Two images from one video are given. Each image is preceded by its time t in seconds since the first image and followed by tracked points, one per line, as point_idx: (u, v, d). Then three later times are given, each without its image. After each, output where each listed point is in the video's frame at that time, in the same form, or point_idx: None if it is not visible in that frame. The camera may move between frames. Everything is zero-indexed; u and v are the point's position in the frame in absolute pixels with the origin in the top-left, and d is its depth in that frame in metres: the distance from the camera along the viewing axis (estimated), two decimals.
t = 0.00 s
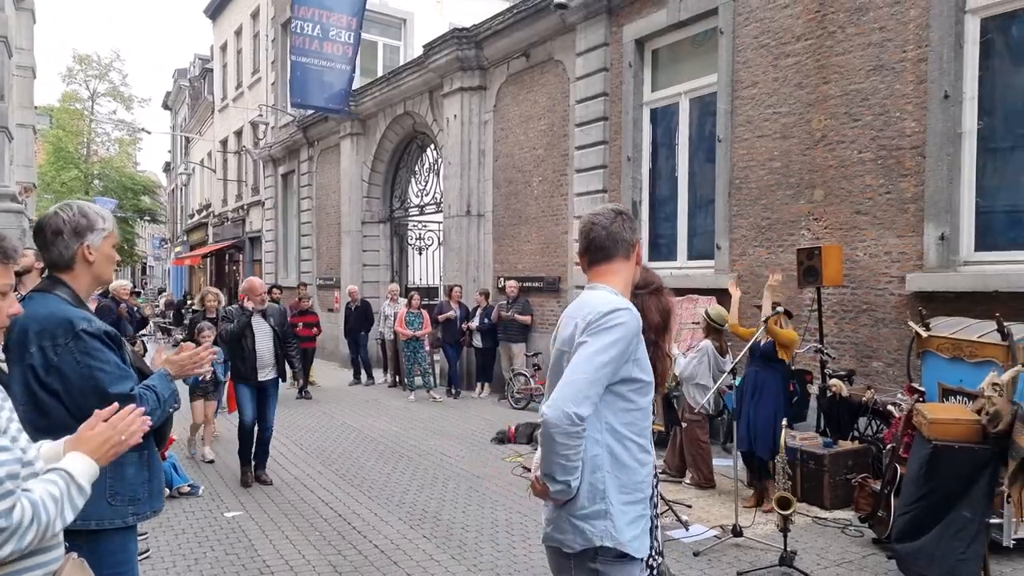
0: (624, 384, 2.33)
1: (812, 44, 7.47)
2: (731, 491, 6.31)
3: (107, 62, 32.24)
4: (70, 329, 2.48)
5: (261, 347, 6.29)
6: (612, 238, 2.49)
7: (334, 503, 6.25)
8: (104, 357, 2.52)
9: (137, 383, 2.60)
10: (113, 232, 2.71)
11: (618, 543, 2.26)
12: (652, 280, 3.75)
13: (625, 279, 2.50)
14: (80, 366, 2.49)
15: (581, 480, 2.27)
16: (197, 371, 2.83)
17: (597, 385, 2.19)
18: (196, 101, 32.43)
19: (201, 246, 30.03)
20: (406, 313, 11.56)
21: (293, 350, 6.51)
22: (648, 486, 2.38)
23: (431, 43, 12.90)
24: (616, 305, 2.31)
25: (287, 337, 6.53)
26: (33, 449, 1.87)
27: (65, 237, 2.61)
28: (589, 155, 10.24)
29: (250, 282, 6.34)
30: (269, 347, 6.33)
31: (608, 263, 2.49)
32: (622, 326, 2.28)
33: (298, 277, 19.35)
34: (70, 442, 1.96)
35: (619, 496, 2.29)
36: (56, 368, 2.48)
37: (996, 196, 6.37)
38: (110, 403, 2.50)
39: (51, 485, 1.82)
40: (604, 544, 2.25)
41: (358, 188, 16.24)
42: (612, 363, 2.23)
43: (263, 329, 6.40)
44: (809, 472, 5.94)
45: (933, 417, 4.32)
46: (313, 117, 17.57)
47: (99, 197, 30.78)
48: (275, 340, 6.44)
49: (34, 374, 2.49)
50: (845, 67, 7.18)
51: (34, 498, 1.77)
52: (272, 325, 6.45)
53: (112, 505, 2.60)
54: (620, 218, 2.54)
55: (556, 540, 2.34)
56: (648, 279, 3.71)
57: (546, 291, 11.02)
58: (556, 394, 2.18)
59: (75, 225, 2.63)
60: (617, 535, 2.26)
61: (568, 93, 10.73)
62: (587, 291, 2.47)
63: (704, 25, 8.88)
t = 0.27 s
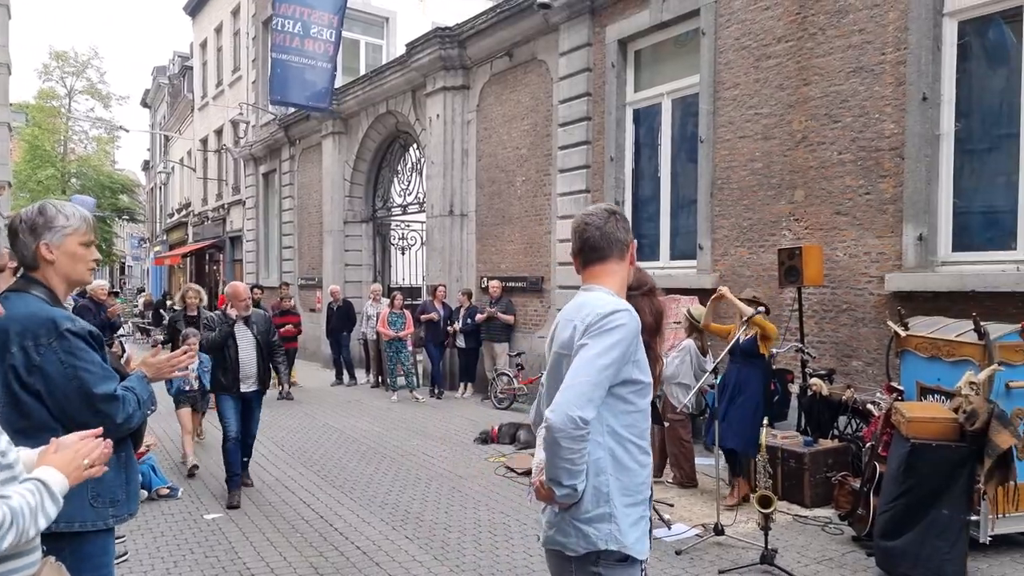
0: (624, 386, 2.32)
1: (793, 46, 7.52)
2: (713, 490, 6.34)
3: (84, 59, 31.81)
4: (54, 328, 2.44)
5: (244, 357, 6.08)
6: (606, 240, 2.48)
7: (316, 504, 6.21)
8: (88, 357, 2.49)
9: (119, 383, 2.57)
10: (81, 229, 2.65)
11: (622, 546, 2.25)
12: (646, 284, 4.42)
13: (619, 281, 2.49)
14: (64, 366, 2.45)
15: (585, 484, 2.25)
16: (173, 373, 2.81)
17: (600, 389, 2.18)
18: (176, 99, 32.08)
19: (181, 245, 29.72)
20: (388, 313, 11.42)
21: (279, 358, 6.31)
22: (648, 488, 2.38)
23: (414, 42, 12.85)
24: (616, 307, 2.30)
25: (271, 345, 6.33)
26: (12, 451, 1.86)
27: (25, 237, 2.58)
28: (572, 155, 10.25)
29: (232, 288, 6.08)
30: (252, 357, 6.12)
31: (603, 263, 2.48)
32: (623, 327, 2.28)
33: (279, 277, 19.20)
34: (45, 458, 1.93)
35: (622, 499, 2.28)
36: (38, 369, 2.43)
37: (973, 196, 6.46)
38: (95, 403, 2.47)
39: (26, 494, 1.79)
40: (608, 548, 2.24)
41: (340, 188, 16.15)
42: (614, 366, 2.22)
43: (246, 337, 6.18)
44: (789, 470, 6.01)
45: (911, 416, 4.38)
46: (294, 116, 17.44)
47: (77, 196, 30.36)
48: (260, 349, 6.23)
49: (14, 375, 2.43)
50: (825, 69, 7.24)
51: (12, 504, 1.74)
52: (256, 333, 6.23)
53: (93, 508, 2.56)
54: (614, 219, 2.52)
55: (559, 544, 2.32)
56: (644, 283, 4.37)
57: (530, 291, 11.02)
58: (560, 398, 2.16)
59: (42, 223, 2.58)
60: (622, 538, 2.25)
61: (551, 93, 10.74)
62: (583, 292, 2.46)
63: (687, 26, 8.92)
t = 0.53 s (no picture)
0: (624, 392, 2.27)
1: (777, 47, 7.57)
2: (698, 489, 6.37)
3: (65, 57, 31.44)
4: (26, 328, 2.41)
5: (229, 352, 5.86)
6: (617, 242, 2.44)
7: (301, 505, 6.17)
8: (62, 357, 2.45)
9: (94, 385, 2.53)
10: (55, 228, 2.61)
11: (618, 550, 2.22)
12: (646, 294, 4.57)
13: (628, 284, 2.44)
14: (36, 367, 2.41)
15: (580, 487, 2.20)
16: (153, 375, 2.73)
17: (601, 394, 2.12)
18: (159, 97, 31.79)
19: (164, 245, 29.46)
20: (374, 313, 11.35)
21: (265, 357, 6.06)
22: (641, 492, 2.35)
23: (399, 41, 12.81)
24: (621, 312, 2.24)
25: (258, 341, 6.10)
26: None
27: None
28: (558, 155, 10.26)
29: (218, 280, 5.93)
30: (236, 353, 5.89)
31: (611, 267, 2.44)
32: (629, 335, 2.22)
33: (264, 276, 19.08)
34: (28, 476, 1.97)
35: (617, 503, 2.25)
36: (10, 370, 2.39)
37: (954, 197, 6.53)
38: (67, 405, 2.43)
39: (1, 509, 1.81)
40: (603, 552, 2.21)
41: (325, 187, 16.06)
42: (617, 372, 2.17)
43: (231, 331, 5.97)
44: (774, 469, 6.05)
45: (893, 414, 4.42)
46: (278, 114, 17.32)
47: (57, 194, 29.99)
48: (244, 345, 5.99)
49: None
50: (809, 70, 7.29)
51: None
52: (243, 327, 6.03)
53: (67, 511, 2.53)
54: (622, 224, 2.47)
55: (553, 545, 2.29)
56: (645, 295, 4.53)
57: (516, 291, 11.02)
58: (560, 402, 2.09)
59: (15, 221, 2.55)
60: (618, 542, 2.22)
61: (537, 93, 10.74)
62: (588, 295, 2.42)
63: (672, 27, 8.95)
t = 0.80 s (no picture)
0: (648, 408, 2.22)
1: (763, 49, 7.61)
2: (685, 489, 6.39)
3: (48, 54, 31.09)
4: None
5: (225, 362, 5.49)
6: (670, 254, 2.37)
7: (287, 506, 6.14)
8: (24, 361, 2.43)
9: (62, 389, 2.51)
10: (21, 228, 2.59)
11: (634, 566, 2.18)
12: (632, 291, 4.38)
13: (670, 296, 2.40)
14: None
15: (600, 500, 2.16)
16: (136, 378, 2.72)
17: (628, 411, 2.07)
18: (143, 95, 31.51)
19: (148, 244, 29.21)
20: (362, 313, 11.32)
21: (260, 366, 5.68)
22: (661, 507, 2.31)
23: (387, 40, 12.77)
24: (654, 329, 2.18)
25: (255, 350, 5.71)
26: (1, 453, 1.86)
27: None
28: (546, 156, 10.26)
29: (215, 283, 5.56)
30: (233, 363, 5.52)
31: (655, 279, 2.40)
32: (660, 352, 2.16)
33: (250, 276, 18.96)
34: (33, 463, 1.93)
35: (636, 518, 2.21)
36: None
37: (938, 199, 6.60)
38: (30, 408, 2.41)
39: None
40: (619, 566, 2.18)
41: (312, 186, 15.98)
42: (644, 390, 2.11)
43: (227, 340, 5.59)
44: (759, 468, 6.09)
45: (877, 415, 4.46)
46: (265, 113, 17.22)
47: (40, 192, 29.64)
48: (240, 355, 5.61)
49: None
50: (795, 72, 7.34)
51: None
52: (239, 336, 5.64)
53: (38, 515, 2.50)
54: (681, 234, 2.41)
55: (568, 554, 2.26)
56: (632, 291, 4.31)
57: (503, 291, 11.02)
58: (584, 416, 2.04)
59: None
60: (635, 558, 2.18)
61: (525, 93, 10.74)
62: (624, 304, 2.37)
63: (660, 28, 8.97)
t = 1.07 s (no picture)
0: (701, 425, 2.13)
1: (754, 50, 7.64)
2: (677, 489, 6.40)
3: (36, 52, 30.83)
4: None
5: (226, 361, 5.32)
6: (746, 269, 2.22)
7: (279, 508, 6.11)
8: None
9: (34, 393, 2.41)
10: None
11: None
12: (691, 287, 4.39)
13: (742, 313, 2.25)
14: None
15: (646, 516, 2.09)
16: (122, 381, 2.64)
17: (672, 426, 1.99)
18: (132, 94, 31.29)
19: (138, 244, 29.02)
20: (354, 313, 11.28)
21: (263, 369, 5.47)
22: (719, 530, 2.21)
23: (378, 40, 12.74)
24: (708, 343, 2.08)
25: (257, 351, 5.51)
26: None
27: None
28: (538, 156, 10.26)
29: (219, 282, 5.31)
30: (235, 363, 5.36)
31: (726, 294, 2.25)
32: (713, 367, 2.06)
33: (241, 276, 18.87)
34: None
35: (688, 539, 2.12)
36: None
37: (927, 200, 6.64)
38: None
39: None
40: None
41: (302, 186, 15.92)
42: (692, 405, 2.02)
43: (229, 339, 5.39)
44: (751, 469, 6.10)
45: (867, 415, 4.48)
46: (255, 112, 17.14)
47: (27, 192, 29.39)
48: (242, 356, 5.43)
49: None
50: (786, 73, 7.37)
51: None
52: (241, 336, 5.43)
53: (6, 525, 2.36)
54: (772, 256, 2.25)
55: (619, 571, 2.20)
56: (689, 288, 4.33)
57: (495, 291, 11.01)
58: (624, 427, 1.99)
59: None
60: None
61: (516, 94, 10.73)
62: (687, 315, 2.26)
63: (651, 29, 8.99)
